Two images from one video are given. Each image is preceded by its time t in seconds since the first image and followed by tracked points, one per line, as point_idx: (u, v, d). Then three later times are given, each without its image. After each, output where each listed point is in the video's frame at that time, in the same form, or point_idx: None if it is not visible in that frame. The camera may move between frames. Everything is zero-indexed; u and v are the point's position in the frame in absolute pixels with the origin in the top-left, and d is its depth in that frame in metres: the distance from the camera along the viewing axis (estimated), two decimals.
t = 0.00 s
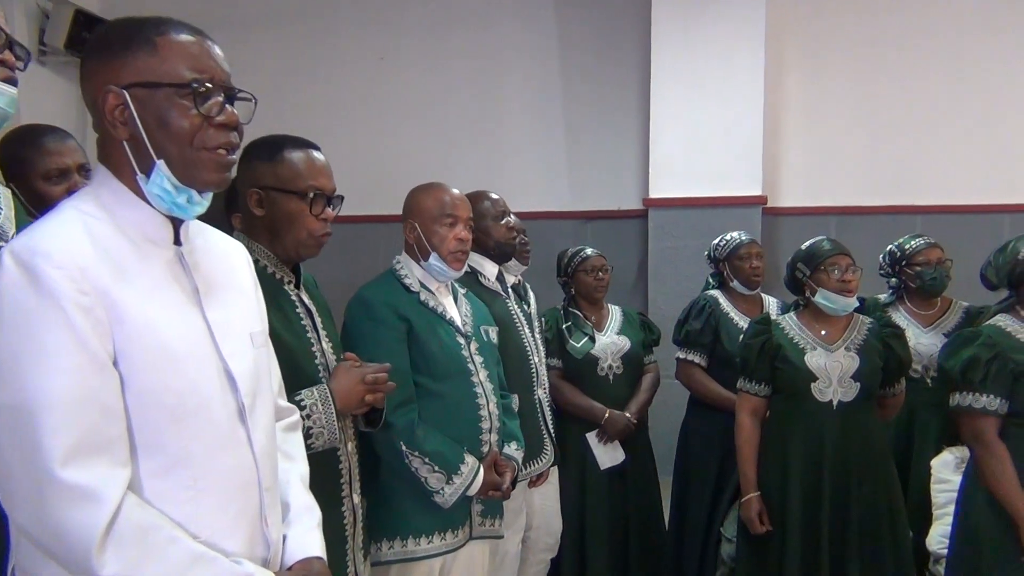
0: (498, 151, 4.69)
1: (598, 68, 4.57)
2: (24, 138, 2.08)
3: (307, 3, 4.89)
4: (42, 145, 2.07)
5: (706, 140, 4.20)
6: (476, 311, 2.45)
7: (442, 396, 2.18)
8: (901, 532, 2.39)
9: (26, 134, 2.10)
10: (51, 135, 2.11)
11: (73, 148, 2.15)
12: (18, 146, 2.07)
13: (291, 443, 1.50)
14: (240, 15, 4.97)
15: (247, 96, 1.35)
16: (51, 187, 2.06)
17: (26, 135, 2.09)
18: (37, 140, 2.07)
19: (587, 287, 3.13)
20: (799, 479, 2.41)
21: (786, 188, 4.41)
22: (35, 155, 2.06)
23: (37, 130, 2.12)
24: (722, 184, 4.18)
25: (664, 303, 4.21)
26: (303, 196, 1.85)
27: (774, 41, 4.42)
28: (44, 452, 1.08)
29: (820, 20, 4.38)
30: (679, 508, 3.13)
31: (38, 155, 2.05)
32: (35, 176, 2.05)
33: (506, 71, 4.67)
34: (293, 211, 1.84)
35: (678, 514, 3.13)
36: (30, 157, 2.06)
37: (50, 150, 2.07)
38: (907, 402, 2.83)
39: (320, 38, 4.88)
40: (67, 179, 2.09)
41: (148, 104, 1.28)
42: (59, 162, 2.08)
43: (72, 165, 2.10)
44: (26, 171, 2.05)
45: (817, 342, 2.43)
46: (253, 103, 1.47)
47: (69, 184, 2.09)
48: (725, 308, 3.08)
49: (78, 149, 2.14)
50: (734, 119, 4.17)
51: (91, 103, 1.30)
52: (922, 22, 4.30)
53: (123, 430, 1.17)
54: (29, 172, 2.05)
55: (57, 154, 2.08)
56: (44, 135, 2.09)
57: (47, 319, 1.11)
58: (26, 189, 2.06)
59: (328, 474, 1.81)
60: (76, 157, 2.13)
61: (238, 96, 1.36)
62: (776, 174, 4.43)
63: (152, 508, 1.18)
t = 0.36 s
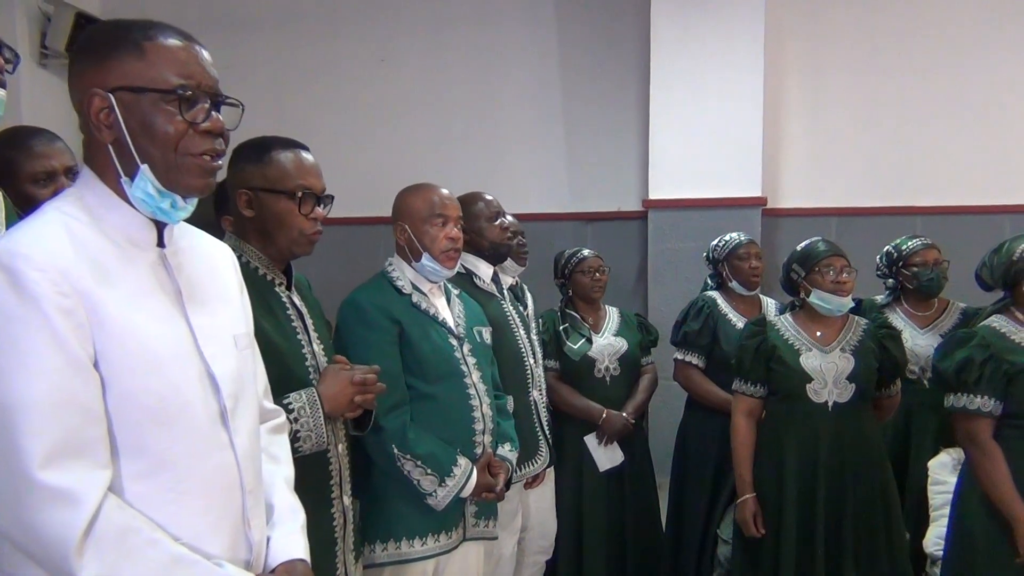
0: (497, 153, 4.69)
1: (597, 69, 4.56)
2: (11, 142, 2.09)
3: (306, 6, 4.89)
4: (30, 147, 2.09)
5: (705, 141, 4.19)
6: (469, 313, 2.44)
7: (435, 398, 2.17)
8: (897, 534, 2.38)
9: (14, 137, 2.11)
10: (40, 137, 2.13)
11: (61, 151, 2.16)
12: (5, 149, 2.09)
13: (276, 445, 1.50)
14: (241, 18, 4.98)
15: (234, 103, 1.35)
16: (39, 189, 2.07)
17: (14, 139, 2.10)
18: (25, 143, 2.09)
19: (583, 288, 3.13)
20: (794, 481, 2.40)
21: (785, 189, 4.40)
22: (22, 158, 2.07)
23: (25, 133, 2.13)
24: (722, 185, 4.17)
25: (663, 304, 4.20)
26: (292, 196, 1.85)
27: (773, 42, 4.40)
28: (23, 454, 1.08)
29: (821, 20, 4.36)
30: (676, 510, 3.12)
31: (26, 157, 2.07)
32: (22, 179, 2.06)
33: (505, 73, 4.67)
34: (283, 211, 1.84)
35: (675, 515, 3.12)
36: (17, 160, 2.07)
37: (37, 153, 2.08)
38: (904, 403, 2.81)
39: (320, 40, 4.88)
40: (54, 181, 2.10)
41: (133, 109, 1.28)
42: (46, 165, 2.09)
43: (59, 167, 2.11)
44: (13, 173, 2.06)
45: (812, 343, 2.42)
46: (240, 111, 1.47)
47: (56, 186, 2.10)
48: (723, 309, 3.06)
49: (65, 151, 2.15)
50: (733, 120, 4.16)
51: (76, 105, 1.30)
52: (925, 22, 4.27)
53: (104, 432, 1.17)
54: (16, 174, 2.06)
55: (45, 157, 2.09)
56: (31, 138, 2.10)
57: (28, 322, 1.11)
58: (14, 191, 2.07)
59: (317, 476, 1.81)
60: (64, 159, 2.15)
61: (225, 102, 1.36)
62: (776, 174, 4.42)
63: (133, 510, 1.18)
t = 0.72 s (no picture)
0: (496, 154, 4.70)
1: (596, 70, 4.56)
2: None
3: (305, 7, 4.90)
4: (17, 147, 2.10)
5: (704, 141, 4.19)
6: (463, 313, 2.44)
7: (428, 398, 2.17)
8: (892, 534, 2.38)
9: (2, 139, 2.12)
10: (27, 137, 2.14)
11: (49, 150, 2.17)
12: None
13: (265, 444, 1.51)
14: (240, 20, 4.99)
15: (219, 102, 1.36)
16: (29, 188, 2.08)
17: (3, 139, 2.11)
18: (12, 143, 2.10)
19: (580, 288, 3.12)
20: (789, 480, 2.39)
21: (784, 189, 4.39)
22: (10, 158, 2.08)
23: (13, 134, 2.14)
24: (720, 185, 4.17)
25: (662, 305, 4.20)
26: (282, 196, 1.86)
27: (772, 42, 4.40)
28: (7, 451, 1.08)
29: (819, 20, 4.36)
30: (673, 510, 3.12)
31: (14, 157, 2.08)
32: (10, 178, 2.07)
33: (503, 74, 4.67)
34: (273, 210, 1.85)
35: (672, 515, 3.12)
36: (5, 161, 2.08)
37: (25, 153, 2.09)
38: (900, 403, 2.81)
39: (319, 42, 4.89)
40: (43, 180, 2.11)
41: (118, 108, 1.28)
42: (35, 164, 2.10)
43: (47, 166, 2.12)
44: (3, 174, 2.08)
45: (807, 342, 2.42)
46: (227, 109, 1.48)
47: (46, 184, 2.11)
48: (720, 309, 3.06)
49: (53, 150, 2.16)
50: (731, 121, 4.16)
51: (61, 105, 1.30)
52: (924, 22, 4.27)
53: (90, 430, 1.17)
54: (5, 174, 2.07)
55: (32, 156, 2.10)
56: (19, 138, 2.11)
57: (13, 320, 1.12)
58: (5, 192, 2.09)
59: (307, 472, 1.81)
60: (52, 158, 2.15)
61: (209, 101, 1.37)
62: (775, 175, 4.41)
63: (118, 508, 1.18)
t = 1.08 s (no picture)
0: (491, 154, 4.70)
1: (590, 70, 4.57)
2: None
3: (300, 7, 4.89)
4: (11, 147, 2.10)
5: (697, 141, 4.19)
6: (450, 312, 2.44)
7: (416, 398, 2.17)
8: (881, 532, 2.38)
9: None
10: (22, 137, 2.14)
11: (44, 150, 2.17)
12: None
13: (247, 444, 1.51)
14: (235, 21, 4.98)
15: (197, 100, 1.36)
16: (23, 187, 2.08)
17: None
18: (8, 143, 2.10)
19: (570, 288, 3.12)
20: (779, 479, 2.39)
21: (778, 189, 4.39)
22: (5, 157, 2.07)
23: (8, 134, 2.14)
24: (714, 185, 4.17)
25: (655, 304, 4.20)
26: (267, 195, 1.85)
27: (766, 41, 4.40)
28: None
29: (813, 19, 4.35)
30: (664, 510, 3.12)
31: (10, 156, 2.08)
32: (6, 177, 2.07)
33: (497, 74, 4.68)
34: (257, 210, 1.84)
35: (663, 515, 3.12)
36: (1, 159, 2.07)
37: (20, 152, 2.09)
38: (891, 401, 2.81)
39: (312, 42, 4.88)
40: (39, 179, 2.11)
41: (95, 106, 1.29)
42: (30, 163, 2.10)
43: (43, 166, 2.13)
44: None
45: (797, 341, 2.41)
46: (207, 107, 1.49)
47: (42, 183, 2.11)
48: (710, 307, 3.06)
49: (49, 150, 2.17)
50: (724, 120, 4.16)
51: (40, 106, 1.30)
52: (918, 21, 4.26)
53: (67, 430, 1.17)
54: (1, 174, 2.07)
55: (29, 155, 2.10)
56: (14, 138, 2.11)
57: None
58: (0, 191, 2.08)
59: (293, 475, 1.81)
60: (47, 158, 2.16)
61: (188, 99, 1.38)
62: (769, 174, 4.41)
63: (96, 508, 1.18)
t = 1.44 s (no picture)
0: (483, 153, 4.69)
1: (582, 69, 4.57)
2: None
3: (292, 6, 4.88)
4: None
5: (689, 141, 4.18)
6: (435, 311, 2.43)
7: (400, 397, 2.16)
8: (867, 532, 2.38)
9: None
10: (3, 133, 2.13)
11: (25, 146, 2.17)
12: None
13: (226, 442, 1.50)
14: (227, 19, 4.96)
15: (173, 95, 1.36)
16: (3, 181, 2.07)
17: None
18: None
19: (559, 287, 3.12)
20: (766, 478, 2.39)
21: (770, 188, 4.39)
22: None
23: None
24: (706, 185, 4.17)
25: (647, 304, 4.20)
26: (248, 192, 1.85)
27: (759, 41, 4.39)
28: None
29: (806, 19, 4.35)
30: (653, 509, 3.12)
31: None
32: None
33: (490, 74, 4.67)
34: (239, 207, 1.84)
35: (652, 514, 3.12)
36: None
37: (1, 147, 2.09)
38: (879, 401, 2.80)
39: (305, 41, 4.87)
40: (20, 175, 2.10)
41: (69, 102, 1.28)
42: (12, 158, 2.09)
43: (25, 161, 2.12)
44: None
45: (783, 340, 2.41)
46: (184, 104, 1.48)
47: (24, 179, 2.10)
48: (698, 306, 3.05)
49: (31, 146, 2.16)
50: (716, 121, 4.16)
51: (14, 102, 1.30)
52: (909, 22, 4.27)
53: (40, 427, 1.16)
54: None
55: (10, 150, 2.10)
56: None
57: None
58: None
59: (275, 473, 1.81)
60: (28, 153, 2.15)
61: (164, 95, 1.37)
62: (761, 174, 4.41)
63: (68, 505, 1.18)
